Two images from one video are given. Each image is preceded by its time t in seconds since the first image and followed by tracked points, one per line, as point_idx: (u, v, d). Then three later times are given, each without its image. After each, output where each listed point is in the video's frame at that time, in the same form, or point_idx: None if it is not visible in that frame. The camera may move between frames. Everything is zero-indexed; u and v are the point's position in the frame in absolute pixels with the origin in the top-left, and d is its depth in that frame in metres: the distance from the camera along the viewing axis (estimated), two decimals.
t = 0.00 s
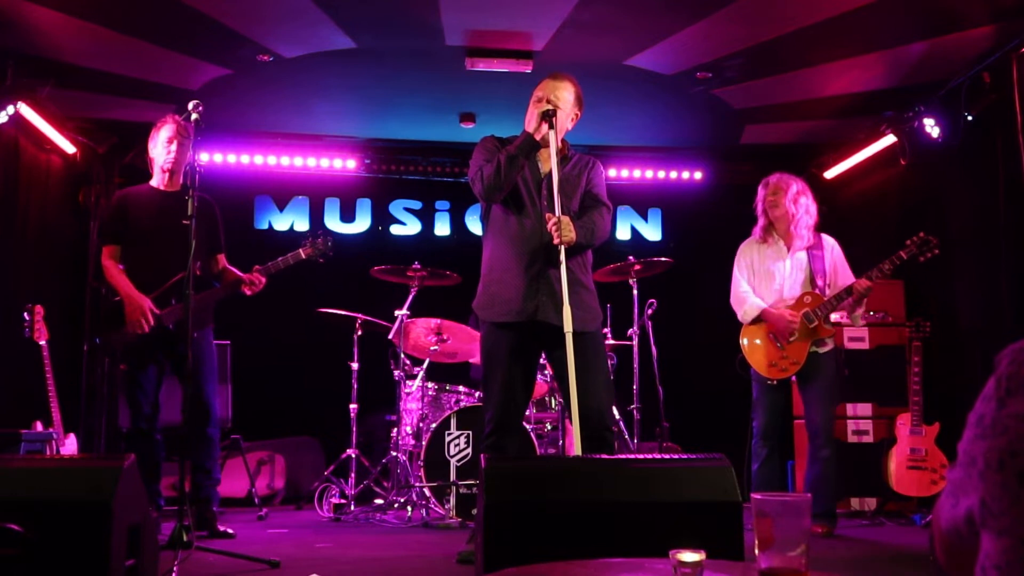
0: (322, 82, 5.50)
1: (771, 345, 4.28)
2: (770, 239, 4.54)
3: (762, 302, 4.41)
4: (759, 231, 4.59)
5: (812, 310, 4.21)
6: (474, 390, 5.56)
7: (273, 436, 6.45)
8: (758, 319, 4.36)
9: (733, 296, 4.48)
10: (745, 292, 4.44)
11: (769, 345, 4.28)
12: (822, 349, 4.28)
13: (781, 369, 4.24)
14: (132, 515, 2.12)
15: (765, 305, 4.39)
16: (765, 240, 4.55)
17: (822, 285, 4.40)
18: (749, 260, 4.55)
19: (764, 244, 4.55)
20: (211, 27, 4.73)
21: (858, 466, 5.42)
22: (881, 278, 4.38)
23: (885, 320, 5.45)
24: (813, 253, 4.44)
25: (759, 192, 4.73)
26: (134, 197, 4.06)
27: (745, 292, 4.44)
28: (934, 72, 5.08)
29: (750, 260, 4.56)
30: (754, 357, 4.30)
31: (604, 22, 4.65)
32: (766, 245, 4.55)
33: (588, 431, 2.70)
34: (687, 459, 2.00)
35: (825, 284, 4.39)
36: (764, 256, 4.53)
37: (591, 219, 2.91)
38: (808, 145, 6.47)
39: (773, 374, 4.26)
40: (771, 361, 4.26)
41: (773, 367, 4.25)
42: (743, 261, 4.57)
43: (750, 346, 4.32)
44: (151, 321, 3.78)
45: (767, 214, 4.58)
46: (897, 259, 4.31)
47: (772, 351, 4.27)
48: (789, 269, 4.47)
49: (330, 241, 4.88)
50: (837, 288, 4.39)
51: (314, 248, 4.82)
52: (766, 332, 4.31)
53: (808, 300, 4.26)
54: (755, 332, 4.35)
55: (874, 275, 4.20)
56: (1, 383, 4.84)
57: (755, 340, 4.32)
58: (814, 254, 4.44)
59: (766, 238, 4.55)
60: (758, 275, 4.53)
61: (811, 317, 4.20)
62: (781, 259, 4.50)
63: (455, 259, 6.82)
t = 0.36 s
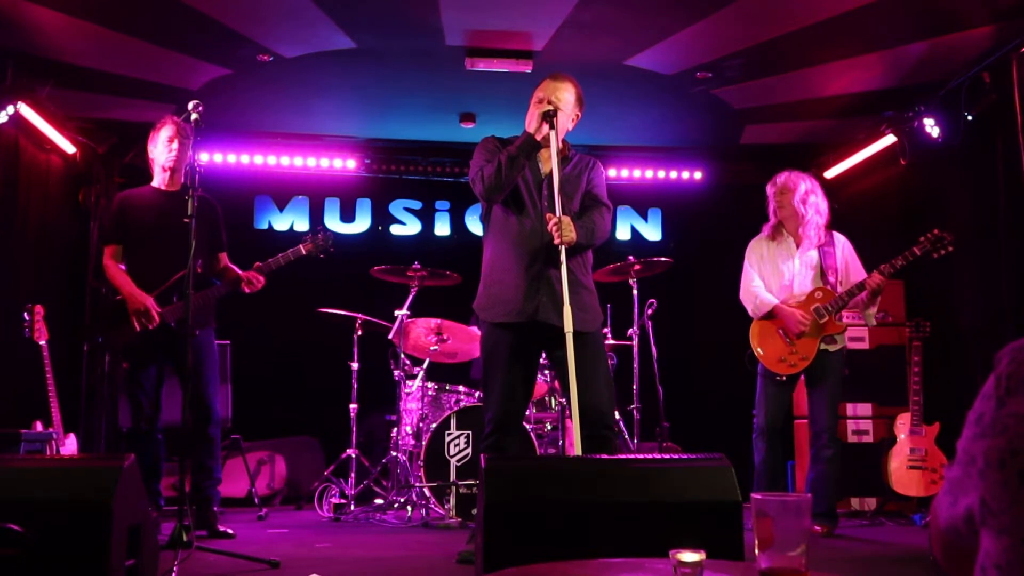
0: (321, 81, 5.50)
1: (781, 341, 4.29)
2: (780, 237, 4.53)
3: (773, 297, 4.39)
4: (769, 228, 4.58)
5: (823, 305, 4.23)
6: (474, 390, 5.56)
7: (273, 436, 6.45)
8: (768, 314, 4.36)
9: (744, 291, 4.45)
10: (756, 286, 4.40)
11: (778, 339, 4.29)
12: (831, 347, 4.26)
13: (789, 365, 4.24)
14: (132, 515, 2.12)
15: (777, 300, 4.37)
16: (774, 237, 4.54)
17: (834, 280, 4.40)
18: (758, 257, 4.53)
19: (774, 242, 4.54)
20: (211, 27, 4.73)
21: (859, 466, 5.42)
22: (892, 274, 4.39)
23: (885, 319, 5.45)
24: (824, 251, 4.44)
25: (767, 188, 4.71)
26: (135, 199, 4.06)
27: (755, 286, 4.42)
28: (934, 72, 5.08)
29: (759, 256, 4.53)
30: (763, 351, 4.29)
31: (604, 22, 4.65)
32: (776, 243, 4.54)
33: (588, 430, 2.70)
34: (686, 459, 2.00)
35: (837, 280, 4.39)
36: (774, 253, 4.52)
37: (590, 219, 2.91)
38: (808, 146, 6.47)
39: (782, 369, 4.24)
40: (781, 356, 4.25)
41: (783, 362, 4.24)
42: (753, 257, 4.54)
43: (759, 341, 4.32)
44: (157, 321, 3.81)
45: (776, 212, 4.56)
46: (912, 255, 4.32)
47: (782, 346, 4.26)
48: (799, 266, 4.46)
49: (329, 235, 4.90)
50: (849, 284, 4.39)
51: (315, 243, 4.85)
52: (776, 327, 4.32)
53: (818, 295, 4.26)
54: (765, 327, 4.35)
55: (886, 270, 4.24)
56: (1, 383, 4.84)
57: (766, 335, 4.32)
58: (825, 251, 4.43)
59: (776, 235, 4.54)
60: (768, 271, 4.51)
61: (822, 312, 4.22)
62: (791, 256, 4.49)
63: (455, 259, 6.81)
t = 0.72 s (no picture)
0: (322, 81, 5.50)
1: (779, 338, 4.26)
2: (773, 237, 4.51)
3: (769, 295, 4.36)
4: (762, 229, 4.55)
5: (823, 303, 4.22)
6: (474, 390, 5.56)
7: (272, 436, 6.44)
8: (765, 311, 4.31)
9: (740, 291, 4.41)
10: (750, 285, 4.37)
11: (777, 336, 4.26)
12: (829, 348, 4.26)
13: (789, 362, 4.23)
14: (132, 515, 2.12)
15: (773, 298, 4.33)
16: (768, 238, 4.52)
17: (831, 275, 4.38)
18: (752, 259, 4.50)
19: (767, 243, 4.52)
20: (211, 27, 4.72)
21: (859, 466, 5.41)
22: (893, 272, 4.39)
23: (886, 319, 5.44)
24: (818, 249, 4.42)
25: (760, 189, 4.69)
26: (136, 198, 4.05)
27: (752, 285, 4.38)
28: (934, 72, 5.08)
29: (753, 257, 4.50)
30: (761, 348, 4.28)
31: (604, 22, 4.65)
32: (770, 243, 4.51)
33: (588, 430, 2.70)
34: (686, 459, 2.00)
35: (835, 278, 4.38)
36: (769, 253, 4.49)
37: (591, 220, 2.91)
38: (808, 145, 6.47)
39: (780, 366, 4.24)
40: (780, 353, 4.24)
41: (782, 359, 4.23)
42: (747, 259, 4.51)
43: (756, 338, 4.30)
44: (162, 321, 3.81)
45: (769, 213, 4.53)
46: (913, 253, 4.32)
47: (781, 343, 4.25)
48: (794, 265, 4.45)
49: (330, 233, 4.89)
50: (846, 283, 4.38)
51: (318, 242, 4.86)
52: (774, 324, 4.29)
53: (819, 292, 4.26)
54: (763, 324, 4.31)
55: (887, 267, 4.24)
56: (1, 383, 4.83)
57: (764, 332, 4.29)
58: (819, 249, 4.42)
59: (769, 236, 4.51)
60: (764, 271, 4.48)
61: (822, 310, 4.21)
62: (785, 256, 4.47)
63: (455, 259, 6.81)
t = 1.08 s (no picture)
0: (322, 81, 5.50)
1: (765, 338, 4.22)
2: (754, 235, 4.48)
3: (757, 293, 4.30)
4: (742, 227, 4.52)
5: (808, 302, 4.19)
6: (474, 390, 5.57)
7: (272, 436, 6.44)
8: (753, 310, 4.25)
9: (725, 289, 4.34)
10: (737, 281, 4.30)
11: (762, 336, 4.22)
12: (813, 348, 4.24)
13: (775, 362, 4.18)
14: (132, 515, 2.12)
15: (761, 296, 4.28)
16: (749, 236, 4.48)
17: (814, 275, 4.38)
18: (736, 254, 4.42)
19: (748, 241, 4.48)
20: (211, 27, 4.72)
21: (859, 466, 5.41)
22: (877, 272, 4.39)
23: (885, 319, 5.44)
24: (799, 247, 4.43)
25: (738, 187, 4.66)
26: (136, 198, 4.05)
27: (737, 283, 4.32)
28: (934, 72, 5.08)
29: (737, 253, 4.44)
30: (747, 349, 4.23)
31: (604, 22, 4.65)
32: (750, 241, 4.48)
33: (589, 430, 2.70)
34: (686, 459, 2.00)
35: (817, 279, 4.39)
36: (751, 251, 4.45)
37: (591, 221, 2.91)
38: (808, 146, 6.47)
39: (766, 367, 4.19)
40: (766, 353, 4.20)
41: (767, 360, 4.19)
42: (730, 253, 4.42)
43: (740, 337, 4.25)
44: (165, 320, 3.80)
45: (749, 211, 4.50)
46: (895, 251, 4.31)
47: (766, 343, 4.21)
48: (778, 264, 4.42)
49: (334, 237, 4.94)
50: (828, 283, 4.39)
51: (321, 246, 4.89)
52: (759, 324, 4.25)
53: (803, 291, 4.22)
54: (748, 323, 4.27)
55: (871, 267, 4.25)
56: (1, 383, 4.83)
57: (749, 332, 4.25)
58: (801, 248, 4.43)
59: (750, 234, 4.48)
60: (747, 269, 4.43)
61: (807, 309, 4.17)
62: (768, 255, 4.44)
63: (455, 259, 6.82)
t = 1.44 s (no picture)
0: (322, 81, 5.50)
1: (754, 338, 4.19)
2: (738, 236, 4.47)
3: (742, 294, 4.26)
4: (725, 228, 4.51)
5: (797, 303, 4.16)
6: (474, 390, 5.57)
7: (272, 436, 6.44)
8: (740, 311, 4.21)
9: (709, 289, 4.29)
10: (720, 283, 4.27)
11: (751, 337, 4.18)
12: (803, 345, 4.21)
13: (764, 363, 4.16)
14: (132, 515, 2.11)
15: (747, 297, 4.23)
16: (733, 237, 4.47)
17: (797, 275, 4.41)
18: (719, 255, 4.41)
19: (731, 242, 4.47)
20: (211, 27, 4.72)
21: (859, 466, 5.42)
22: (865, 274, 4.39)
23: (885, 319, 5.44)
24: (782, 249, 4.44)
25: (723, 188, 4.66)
26: (136, 201, 4.05)
27: (722, 284, 4.28)
28: (934, 72, 5.07)
29: (721, 253, 4.40)
30: (735, 350, 4.19)
31: (604, 22, 4.65)
32: (734, 241, 4.46)
33: (589, 430, 2.70)
34: (686, 459, 2.00)
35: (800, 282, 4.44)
36: (735, 252, 4.43)
37: (591, 221, 2.91)
38: (808, 145, 6.47)
39: (755, 368, 4.17)
40: (754, 354, 4.17)
41: (756, 360, 4.17)
42: (714, 253, 4.41)
43: (728, 339, 4.21)
44: (162, 320, 3.80)
45: (733, 212, 4.50)
46: (882, 255, 4.31)
47: (755, 344, 4.17)
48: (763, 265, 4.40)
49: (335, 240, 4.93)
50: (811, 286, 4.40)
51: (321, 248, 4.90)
52: (748, 325, 4.20)
53: (792, 292, 4.19)
54: (736, 323, 4.22)
55: (858, 271, 4.27)
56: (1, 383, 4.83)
57: (738, 332, 4.20)
58: (784, 250, 4.43)
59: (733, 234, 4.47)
60: (732, 270, 4.39)
61: (796, 310, 4.15)
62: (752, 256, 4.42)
63: (455, 259, 6.82)
